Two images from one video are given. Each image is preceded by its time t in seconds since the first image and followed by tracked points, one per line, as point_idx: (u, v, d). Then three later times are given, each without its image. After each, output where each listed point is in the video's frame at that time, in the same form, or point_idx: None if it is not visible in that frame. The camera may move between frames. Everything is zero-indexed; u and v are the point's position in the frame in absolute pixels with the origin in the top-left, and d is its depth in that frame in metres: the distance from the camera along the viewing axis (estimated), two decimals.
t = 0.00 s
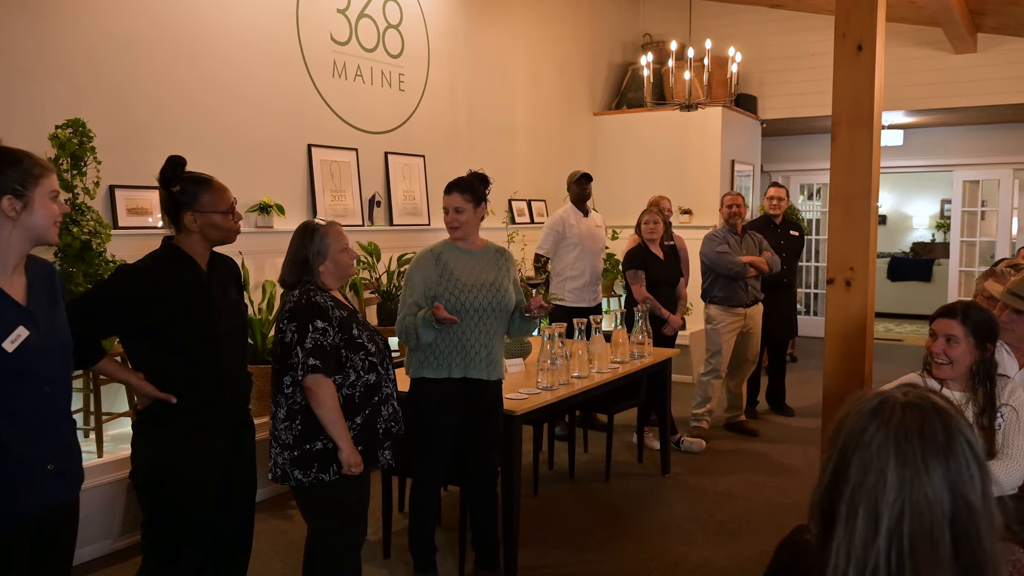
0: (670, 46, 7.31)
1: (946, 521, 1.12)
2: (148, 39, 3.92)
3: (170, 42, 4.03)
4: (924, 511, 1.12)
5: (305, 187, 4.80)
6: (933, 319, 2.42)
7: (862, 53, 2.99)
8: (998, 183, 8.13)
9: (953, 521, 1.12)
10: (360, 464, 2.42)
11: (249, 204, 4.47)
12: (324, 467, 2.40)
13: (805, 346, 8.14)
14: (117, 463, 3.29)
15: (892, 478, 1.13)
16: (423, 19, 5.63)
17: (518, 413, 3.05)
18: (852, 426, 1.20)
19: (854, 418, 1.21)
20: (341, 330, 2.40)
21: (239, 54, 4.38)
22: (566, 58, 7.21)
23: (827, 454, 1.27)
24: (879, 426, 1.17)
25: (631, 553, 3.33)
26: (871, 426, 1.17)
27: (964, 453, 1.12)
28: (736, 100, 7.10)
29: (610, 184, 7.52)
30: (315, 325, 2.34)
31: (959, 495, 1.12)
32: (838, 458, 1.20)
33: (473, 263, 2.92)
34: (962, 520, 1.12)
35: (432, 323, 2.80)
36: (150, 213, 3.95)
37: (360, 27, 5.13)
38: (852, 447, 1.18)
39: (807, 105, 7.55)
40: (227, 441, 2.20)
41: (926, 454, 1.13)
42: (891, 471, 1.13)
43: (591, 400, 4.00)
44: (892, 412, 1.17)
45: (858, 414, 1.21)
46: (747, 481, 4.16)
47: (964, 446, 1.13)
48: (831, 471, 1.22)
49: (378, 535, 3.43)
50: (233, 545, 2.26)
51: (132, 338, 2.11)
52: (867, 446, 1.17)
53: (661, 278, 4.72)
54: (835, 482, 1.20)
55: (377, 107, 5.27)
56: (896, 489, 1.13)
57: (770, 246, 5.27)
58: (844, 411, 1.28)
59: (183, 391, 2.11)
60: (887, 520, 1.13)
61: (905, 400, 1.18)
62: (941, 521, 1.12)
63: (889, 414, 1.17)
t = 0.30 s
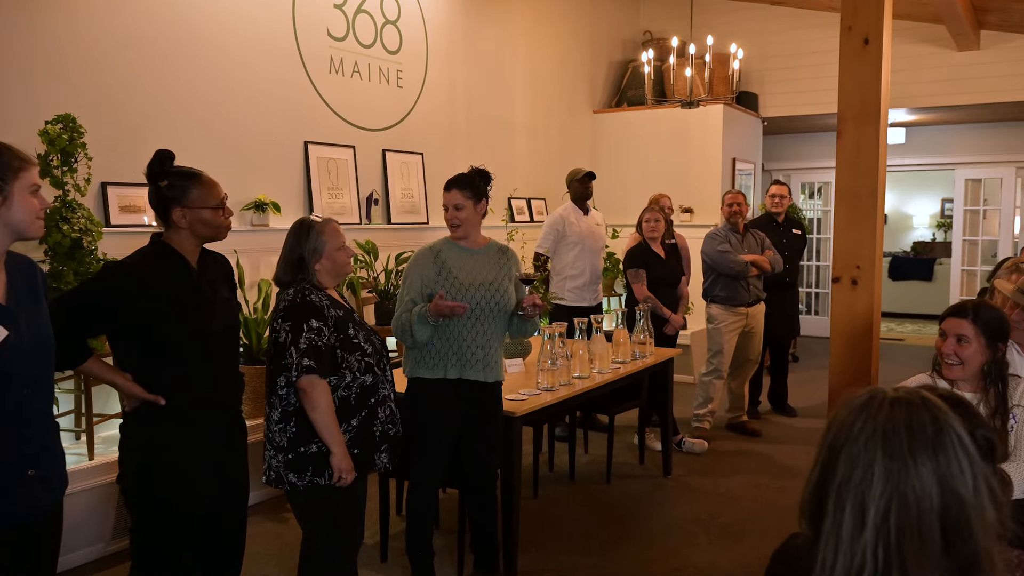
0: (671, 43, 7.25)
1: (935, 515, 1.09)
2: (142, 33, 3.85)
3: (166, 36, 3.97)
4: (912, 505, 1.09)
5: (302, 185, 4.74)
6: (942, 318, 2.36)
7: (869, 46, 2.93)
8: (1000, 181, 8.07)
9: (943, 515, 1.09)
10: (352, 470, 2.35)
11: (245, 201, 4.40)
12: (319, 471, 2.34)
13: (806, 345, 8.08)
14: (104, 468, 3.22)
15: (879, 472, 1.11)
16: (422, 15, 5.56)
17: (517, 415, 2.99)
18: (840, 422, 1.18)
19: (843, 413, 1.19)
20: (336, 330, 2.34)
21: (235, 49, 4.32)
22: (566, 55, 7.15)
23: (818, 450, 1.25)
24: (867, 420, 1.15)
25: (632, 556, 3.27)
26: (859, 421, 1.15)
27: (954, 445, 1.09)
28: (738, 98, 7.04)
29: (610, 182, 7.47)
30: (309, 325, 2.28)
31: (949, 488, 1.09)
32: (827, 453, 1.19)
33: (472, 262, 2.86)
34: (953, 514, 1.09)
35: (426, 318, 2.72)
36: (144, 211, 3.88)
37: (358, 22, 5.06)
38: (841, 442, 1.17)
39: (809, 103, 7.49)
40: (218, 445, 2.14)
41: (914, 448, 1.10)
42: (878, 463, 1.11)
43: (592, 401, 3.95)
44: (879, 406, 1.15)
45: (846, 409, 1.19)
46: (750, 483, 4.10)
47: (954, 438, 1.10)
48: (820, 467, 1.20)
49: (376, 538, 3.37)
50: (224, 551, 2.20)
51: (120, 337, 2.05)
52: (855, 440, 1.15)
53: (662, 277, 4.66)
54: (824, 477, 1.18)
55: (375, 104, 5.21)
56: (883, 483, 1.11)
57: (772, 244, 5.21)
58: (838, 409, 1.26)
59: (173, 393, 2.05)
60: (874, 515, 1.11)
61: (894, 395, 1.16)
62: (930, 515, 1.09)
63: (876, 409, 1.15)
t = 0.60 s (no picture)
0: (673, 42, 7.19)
1: (981, 551, 0.96)
2: (138, 29, 3.78)
3: (162, 32, 3.89)
4: (954, 542, 0.96)
5: (300, 184, 4.66)
6: (959, 321, 2.30)
7: (880, 42, 2.87)
8: (1003, 181, 7.99)
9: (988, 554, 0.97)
10: (352, 478, 2.29)
11: (242, 201, 4.33)
12: (318, 479, 2.27)
13: (809, 347, 8.02)
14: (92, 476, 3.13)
15: (918, 506, 0.98)
16: (421, 13, 5.49)
17: (521, 420, 2.93)
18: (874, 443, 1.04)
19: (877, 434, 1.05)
20: (337, 333, 2.27)
21: (231, 45, 4.23)
22: (567, 54, 7.09)
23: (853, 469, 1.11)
24: (907, 446, 1.00)
25: (639, 564, 3.20)
26: (896, 447, 1.01)
27: (1001, 471, 0.96)
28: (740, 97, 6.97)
29: (611, 182, 7.40)
30: (309, 329, 2.22)
31: (996, 522, 0.96)
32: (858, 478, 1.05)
33: (475, 265, 2.78)
34: (1000, 550, 0.97)
35: (420, 317, 2.65)
36: (139, 212, 3.81)
37: (357, 20, 4.99)
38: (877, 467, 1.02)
39: (811, 102, 7.43)
40: (212, 453, 2.07)
41: (956, 479, 0.97)
42: (918, 496, 0.98)
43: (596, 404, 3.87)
44: (916, 429, 1.01)
45: (881, 432, 1.04)
46: (756, 488, 4.03)
47: (1001, 464, 0.97)
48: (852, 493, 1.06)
49: (376, 546, 3.30)
50: (219, 563, 2.13)
51: (111, 342, 1.98)
52: (891, 469, 1.01)
53: (666, 279, 4.59)
54: (855, 506, 1.04)
55: (375, 102, 5.14)
56: (922, 518, 0.97)
57: (777, 244, 5.14)
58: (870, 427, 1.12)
59: (166, 400, 1.98)
60: (912, 554, 0.98)
61: (932, 415, 1.02)
62: (978, 552, 0.96)
63: (914, 432, 1.01)
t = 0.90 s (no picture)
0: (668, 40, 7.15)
1: None
2: (126, 23, 3.69)
3: (152, 26, 3.81)
4: None
5: (292, 183, 4.59)
6: (967, 322, 2.25)
7: (885, 39, 2.83)
8: (997, 181, 7.98)
9: None
10: (347, 485, 2.22)
11: (233, 200, 4.25)
12: (312, 486, 2.20)
13: (803, 347, 7.99)
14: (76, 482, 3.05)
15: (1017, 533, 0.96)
16: (415, 9, 5.42)
17: (519, 423, 2.87)
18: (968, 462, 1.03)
19: (972, 453, 1.04)
20: (332, 335, 2.21)
21: (222, 39, 4.15)
22: (562, 52, 7.03)
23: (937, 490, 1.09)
24: (1004, 467, 0.99)
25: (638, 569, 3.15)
26: (1000, 474, 0.99)
27: None
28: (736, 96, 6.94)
29: (606, 182, 7.35)
30: (303, 330, 2.15)
31: None
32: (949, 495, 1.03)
33: (473, 266, 2.72)
34: None
35: (415, 319, 2.58)
36: (126, 210, 3.73)
37: (350, 16, 4.92)
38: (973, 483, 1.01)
39: (806, 102, 7.41)
40: (204, 461, 2.00)
41: None
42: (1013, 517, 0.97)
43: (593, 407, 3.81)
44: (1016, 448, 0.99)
45: (980, 459, 1.02)
46: (755, 491, 3.98)
47: None
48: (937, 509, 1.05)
49: (370, 552, 3.23)
50: None
51: (96, 345, 1.90)
52: (983, 491, 0.99)
53: (663, 279, 4.54)
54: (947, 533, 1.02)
55: (368, 99, 5.07)
56: None
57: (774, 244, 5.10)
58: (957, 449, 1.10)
59: (154, 406, 1.91)
60: None
61: None
62: None
63: (1013, 453, 0.99)
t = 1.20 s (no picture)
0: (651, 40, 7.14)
1: None
2: (101, 14, 3.59)
3: (127, 18, 3.71)
4: None
5: (273, 180, 4.50)
6: (962, 322, 2.22)
7: (874, 36, 2.82)
8: (976, 181, 8.05)
9: None
10: (334, 490, 2.16)
11: (212, 197, 4.15)
12: (297, 492, 2.14)
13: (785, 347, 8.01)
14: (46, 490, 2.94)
15: None
16: (397, 6, 5.35)
17: (508, 425, 2.81)
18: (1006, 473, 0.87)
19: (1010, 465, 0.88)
20: (318, 336, 2.14)
21: (200, 34, 4.06)
22: (544, 50, 6.99)
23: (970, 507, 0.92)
24: None
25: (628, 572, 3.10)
26: None
27: None
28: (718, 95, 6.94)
29: (589, 181, 7.32)
30: (288, 331, 2.08)
31: None
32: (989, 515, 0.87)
33: (459, 265, 2.66)
34: None
35: (401, 320, 2.52)
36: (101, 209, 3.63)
37: (332, 11, 4.84)
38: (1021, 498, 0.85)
39: (788, 101, 7.43)
40: (187, 468, 1.92)
41: None
42: None
43: (580, 408, 3.77)
44: None
45: None
46: (742, 492, 3.96)
47: None
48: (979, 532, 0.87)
49: (355, 557, 3.16)
50: None
51: (72, 348, 1.83)
52: None
53: (648, 278, 4.51)
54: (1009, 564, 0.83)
55: (350, 96, 4.99)
56: None
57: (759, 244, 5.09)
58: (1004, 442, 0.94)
59: (134, 410, 1.83)
60: None
61: None
62: None
63: None
